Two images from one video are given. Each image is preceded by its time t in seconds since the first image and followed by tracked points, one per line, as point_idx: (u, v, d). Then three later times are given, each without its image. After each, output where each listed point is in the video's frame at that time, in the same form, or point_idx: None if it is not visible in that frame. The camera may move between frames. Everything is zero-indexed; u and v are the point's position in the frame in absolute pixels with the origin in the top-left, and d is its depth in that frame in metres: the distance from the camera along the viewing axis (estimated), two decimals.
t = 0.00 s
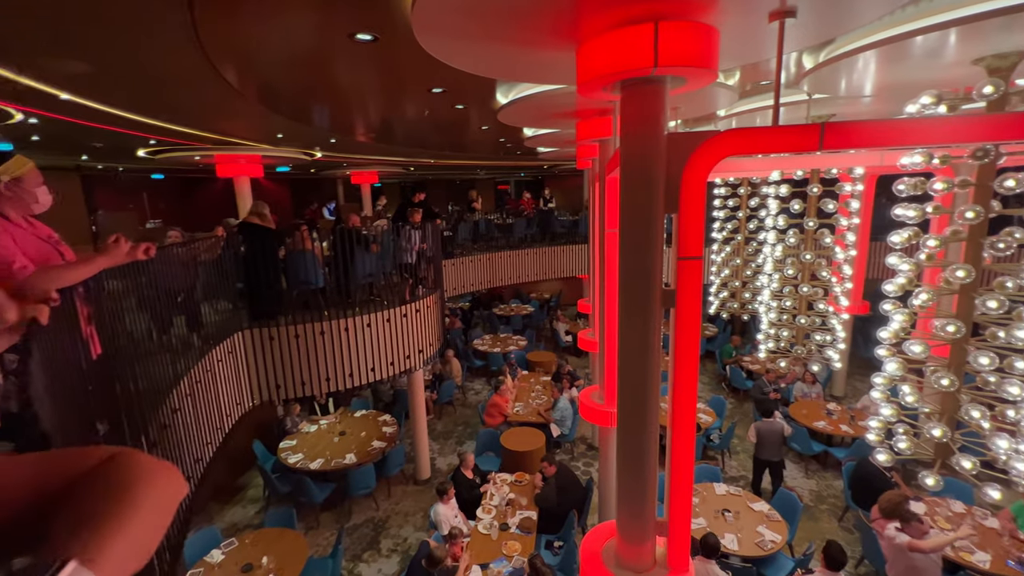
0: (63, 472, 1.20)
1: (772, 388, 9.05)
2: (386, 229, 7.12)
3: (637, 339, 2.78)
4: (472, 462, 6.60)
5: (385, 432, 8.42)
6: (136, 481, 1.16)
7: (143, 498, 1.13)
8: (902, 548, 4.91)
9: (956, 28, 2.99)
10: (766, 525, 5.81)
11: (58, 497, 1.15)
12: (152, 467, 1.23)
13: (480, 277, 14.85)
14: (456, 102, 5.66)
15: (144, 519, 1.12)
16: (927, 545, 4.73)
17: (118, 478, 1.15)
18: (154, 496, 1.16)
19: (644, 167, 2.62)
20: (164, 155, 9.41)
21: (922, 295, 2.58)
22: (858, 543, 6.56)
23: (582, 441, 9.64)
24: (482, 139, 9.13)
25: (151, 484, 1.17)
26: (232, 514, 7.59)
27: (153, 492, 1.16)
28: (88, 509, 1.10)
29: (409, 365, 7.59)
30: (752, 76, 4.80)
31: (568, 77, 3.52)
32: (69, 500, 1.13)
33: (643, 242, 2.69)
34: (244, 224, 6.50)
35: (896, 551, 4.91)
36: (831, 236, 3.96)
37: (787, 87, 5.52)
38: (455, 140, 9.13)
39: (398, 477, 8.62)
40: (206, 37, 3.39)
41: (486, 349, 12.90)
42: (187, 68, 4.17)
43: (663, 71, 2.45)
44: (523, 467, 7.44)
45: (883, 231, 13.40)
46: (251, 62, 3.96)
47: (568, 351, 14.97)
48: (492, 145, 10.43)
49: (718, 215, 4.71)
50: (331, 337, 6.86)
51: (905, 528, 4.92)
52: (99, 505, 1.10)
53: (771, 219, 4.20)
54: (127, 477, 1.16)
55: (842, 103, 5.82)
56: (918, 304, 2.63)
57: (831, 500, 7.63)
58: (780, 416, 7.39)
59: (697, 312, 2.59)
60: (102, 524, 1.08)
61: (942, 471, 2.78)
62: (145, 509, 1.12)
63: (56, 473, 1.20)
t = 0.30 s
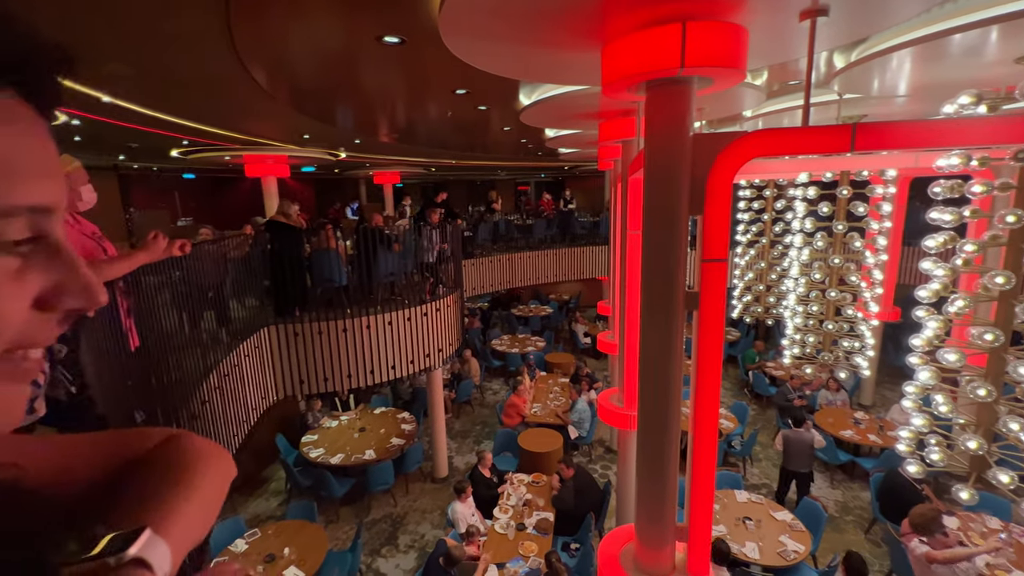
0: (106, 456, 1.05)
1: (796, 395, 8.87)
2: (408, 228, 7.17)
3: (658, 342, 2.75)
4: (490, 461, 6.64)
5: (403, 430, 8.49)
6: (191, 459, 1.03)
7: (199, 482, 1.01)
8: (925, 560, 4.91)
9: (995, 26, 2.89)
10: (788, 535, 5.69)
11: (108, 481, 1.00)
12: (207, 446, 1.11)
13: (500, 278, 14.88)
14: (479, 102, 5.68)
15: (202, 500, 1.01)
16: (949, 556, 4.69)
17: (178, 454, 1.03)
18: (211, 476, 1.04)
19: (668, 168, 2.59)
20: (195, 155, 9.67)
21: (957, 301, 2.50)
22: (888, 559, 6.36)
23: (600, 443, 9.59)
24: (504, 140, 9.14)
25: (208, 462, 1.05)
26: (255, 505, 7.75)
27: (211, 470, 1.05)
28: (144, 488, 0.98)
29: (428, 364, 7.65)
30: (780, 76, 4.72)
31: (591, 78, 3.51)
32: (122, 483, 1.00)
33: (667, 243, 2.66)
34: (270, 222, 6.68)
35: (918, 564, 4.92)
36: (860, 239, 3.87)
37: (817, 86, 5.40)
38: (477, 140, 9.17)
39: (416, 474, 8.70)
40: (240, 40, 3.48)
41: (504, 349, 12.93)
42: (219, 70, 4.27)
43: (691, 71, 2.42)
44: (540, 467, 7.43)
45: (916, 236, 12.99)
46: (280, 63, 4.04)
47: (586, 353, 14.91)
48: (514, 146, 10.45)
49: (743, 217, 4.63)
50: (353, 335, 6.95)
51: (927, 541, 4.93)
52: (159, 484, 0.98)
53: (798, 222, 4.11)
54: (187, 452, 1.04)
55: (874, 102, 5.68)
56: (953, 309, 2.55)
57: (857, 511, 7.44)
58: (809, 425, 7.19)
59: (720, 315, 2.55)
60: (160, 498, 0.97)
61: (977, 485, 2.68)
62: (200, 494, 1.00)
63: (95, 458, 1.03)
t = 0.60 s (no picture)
0: (164, 434, 1.38)
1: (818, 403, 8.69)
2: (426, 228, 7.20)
3: (677, 346, 2.73)
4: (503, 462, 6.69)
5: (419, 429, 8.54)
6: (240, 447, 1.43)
7: (246, 465, 1.40)
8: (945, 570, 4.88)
9: None
10: (809, 545, 5.58)
11: (173, 460, 1.36)
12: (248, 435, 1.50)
13: (516, 279, 14.89)
14: (498, 105, 5.70)
15: (250, 478, 1.40)
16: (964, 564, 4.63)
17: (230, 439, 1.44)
18: (255, 462, 1.44)
19: (690, 171, 2.56)
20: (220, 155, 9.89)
21: (991, 307, 2.42)
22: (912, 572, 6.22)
23: (616, 447, 9.53)
24: (522, 142, 9.16)
25: (254, 451, 1.45)
26: (274, 499, 7.88)
27: (255, 461, 1.44)
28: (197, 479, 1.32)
29: (445, 364, 7.69)
30: (804, 77, 4.65)
31: (612, 81, 3.50)
32: (184, 463, 1.36)
33: (688, 246, 2.63)
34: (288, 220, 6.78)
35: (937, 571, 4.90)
36: (887, 244, 3.77)
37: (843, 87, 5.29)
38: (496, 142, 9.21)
39: (431, 473, 8.75)
40: (268, 43, 3.55)
41: (520, 351, 12.93)
42: (246, 72, 4.36)
43: (713, 73, 2.39)
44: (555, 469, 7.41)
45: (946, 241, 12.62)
46: (305, 66, 4.11)
47: (602, 356, 14.84)
48: (532, 148, 10.47)
49: (765, 220, 4.56)
50: (372, 333, 7.02)
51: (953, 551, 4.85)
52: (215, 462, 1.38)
53: (822, 226, 4.03)
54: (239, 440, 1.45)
55: (903, 104, 5.54)
56: (985, 317, 2.49)
57: (881, 523, 7.26)
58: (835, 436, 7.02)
59: (742, 320, 2.51)
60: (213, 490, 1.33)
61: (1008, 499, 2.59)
62: (248, 475, 1.40)
63: (157, 435, 1.36)
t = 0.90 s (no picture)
0: (210, 424, 1.15)
1: (838, 411, 8.52)
2: (442, 229, 7.25)
3: (694, 349, 2.70)
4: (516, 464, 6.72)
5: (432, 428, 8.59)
6: (278, 431, 1.14)
7: (284, 448, 1.10)
8: None
9: None
10: (828, 555, 5.47)
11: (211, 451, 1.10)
12: (289, 423, 1.20)
13: (530, 281, 14.88)
14: (515, 107, 5.71)
15: (291, 466, 1.08)
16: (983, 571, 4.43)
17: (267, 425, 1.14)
18: (293, 444, 1.13)
19: (710, 174, 2.53)
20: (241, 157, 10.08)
21: (1020, 315, 2.35)
22: None
23: (630, 452, 9.47)
24: (538, 144, 9.16)
25: (289, 436, 1.14)
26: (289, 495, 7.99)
27: (291, 441, 1.13)
28: (235, 456, 1.04)
29: (458, 364, 7.73)
30: (827, 78, 4.57)
31: (630, 84, 3.49)
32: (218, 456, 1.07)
33: (705, 248, 2.60)
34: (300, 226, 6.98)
35: None
36: (911, 250, 3.70)
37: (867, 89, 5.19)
38: (512, 144, 9.22)
39: (444, 473, 8.77)
40: (292, 47, 3.60)
41: (533, 353, 12.92)
42: (268, 75, 4.42)
43: (733, 75, 2.37)
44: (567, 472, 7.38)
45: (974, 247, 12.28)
46: (326, 69, 4.17)
47: (616, 359, 14.75)
48: (548, 150, 10.45)
49: (783, 225, 4.50)
50: (387, 332, 7.09)
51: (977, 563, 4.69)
52: (250, 447, 1.08)
53: (843, 230, 3.95)
54: (274, 425, 1.15)
55: (929, 105, 5.41)
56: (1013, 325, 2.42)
57: (904, 536, 7.09)
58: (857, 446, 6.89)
59: (760, 325, 2.47)
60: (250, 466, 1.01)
61: None
62: (288, 461, 1.08)
63: (202, 425, 1.14)
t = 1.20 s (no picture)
0: (237, 417, 1.16)
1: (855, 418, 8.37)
2: (455, 231, 7.28)
3: (708, 354, 2.67)
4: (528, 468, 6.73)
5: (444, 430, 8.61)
6: (304, 422, 1.14)
7: (314, 440, 1.10)
8: None
9: None
10: (845, 565, 5.37)
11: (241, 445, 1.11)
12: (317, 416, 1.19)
13: (543, 283, 14.87)
14: (530, 110, 5.71)
15: (320, 454, 1.08)
16: None
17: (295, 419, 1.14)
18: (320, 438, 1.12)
19: (724, 178, 2.51)
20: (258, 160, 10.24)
21: None
22: None
23: (642, 456, 9.40)
24: (552, 146, 9.16)
25: (316, 429, 1.13)
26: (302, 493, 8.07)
27: (319, 436, 1.12)
28: (264, 451, 1.04)
29: (471, 366, 7.76)
30: (846, 80, 4.50)
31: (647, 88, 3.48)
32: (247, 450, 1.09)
33: (719, 251, 2.58)
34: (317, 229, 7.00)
35: None
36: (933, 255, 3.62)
37: (888, 91, 5.10)
38: (526, 147, 9.24)
39: (456, 475, 8.79)
40: (313, 51, 3.66)
41: (545, 356, 12.90)
42: (286, 78, 4.48)
43: (750, 79, 2.34)
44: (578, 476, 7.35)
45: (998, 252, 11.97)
46: (344, 73, 4.21)
47: (629, 363, 14.66)
48: (561, 153, 10.44)
49: (800, 229, 4.44)
50: (400, 333, 7.14)
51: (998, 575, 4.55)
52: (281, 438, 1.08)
53: (862, 234, 3.89)
54: (302, 419, 1.15)
55: (953, 107, 5.30)
56: None
57: (925, 548, 6.92)
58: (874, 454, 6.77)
59: (774, 331, 2.44)
60: (280, 456, 1.01)
61: None
62: (317, 451, 1.07)
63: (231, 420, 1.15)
